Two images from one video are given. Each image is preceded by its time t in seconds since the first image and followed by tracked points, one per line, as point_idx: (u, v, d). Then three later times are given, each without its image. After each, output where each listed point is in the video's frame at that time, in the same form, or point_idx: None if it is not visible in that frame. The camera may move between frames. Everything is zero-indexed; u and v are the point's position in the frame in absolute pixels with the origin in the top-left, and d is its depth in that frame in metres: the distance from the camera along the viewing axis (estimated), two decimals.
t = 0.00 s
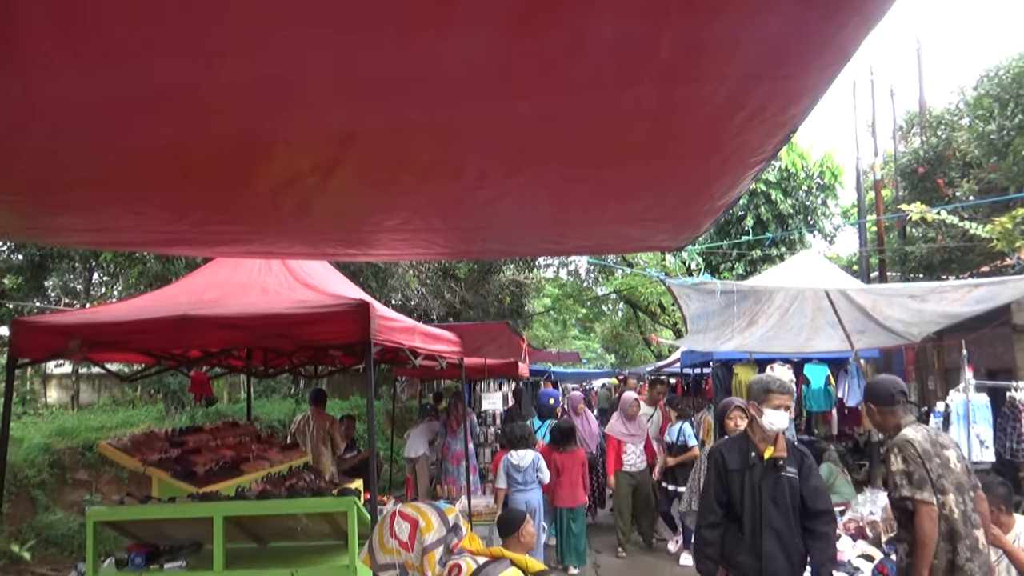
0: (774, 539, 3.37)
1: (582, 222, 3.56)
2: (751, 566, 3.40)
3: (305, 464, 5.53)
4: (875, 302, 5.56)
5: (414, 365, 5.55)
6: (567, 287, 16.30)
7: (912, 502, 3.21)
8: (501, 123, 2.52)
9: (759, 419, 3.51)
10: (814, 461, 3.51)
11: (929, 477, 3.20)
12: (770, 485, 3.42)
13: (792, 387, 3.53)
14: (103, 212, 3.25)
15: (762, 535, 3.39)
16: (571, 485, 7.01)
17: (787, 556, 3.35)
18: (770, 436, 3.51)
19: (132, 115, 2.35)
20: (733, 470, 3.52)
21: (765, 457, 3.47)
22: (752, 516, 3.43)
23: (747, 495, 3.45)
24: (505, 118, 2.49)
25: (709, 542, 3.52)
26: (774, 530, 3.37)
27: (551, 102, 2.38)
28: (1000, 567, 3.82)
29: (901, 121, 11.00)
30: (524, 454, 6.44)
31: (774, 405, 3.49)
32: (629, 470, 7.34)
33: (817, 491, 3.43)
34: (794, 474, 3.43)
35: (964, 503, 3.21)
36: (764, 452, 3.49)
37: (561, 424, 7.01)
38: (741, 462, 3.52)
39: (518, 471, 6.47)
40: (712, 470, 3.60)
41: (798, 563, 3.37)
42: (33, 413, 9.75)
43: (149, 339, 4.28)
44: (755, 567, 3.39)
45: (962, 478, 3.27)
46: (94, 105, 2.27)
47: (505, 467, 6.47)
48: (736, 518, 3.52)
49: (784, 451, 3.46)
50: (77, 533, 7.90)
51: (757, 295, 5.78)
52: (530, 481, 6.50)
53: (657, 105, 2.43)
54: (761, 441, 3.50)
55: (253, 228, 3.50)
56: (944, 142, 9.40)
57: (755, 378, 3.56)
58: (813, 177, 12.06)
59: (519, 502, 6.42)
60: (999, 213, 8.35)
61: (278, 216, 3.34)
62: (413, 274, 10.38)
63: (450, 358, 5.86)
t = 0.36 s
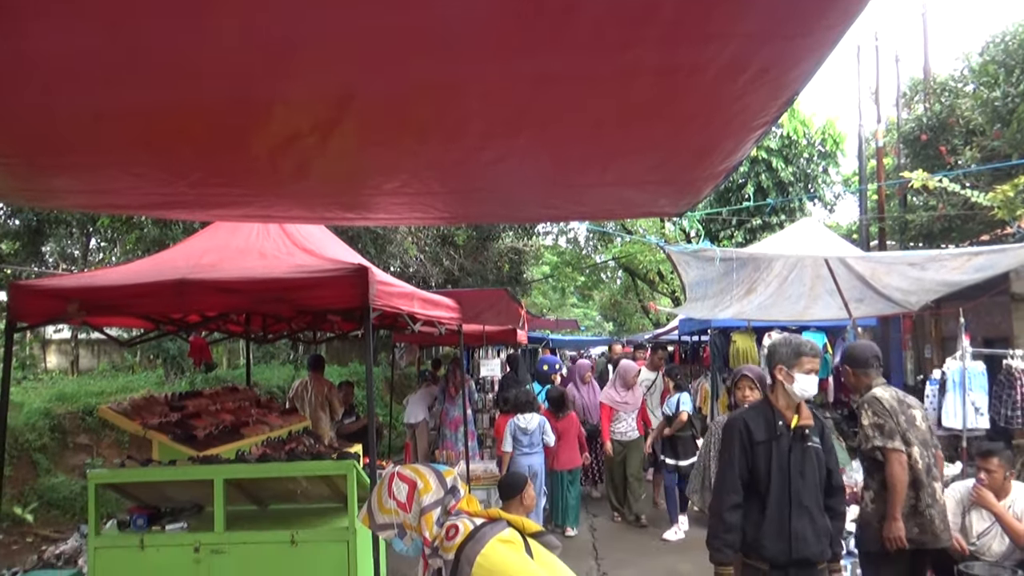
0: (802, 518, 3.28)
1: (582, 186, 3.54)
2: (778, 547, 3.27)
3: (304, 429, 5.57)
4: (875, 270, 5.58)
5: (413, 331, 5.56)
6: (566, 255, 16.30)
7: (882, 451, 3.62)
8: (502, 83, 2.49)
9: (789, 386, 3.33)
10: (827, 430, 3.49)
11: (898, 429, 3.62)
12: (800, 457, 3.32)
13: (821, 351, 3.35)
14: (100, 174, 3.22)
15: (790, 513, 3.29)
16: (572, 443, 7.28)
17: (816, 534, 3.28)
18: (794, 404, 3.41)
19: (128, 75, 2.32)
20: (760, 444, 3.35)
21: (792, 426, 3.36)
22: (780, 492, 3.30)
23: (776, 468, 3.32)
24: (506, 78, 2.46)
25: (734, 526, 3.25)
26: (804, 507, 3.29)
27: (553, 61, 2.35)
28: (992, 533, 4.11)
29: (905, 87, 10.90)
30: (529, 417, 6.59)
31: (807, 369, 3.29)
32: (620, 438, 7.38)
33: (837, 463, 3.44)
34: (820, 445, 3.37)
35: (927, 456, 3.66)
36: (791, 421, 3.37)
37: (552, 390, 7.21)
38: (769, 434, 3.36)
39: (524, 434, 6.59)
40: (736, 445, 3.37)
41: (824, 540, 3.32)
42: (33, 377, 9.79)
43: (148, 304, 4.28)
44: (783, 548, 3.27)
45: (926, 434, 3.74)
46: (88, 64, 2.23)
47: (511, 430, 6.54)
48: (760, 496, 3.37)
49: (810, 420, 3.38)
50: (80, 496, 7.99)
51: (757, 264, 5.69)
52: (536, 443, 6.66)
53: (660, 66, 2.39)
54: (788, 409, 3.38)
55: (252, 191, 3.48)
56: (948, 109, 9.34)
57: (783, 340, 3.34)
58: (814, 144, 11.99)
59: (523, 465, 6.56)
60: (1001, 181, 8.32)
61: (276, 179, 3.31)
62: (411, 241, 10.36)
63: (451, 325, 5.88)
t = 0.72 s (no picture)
0: (866, 517, 2.83)
1: (583, 152, 3.51)
2: (836, 550, 2.85)
3: (304, 396, 5.59)
4: (875, 241, 5.52)
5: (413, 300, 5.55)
6: (566, 225, 16.28)
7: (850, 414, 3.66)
8: (502, 44, 2.45)
9: (849, 367, 2.87)
10: (887, 413, 3.04)
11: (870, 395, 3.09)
12: (859, 448, 2.86)
13: (886, 329, 2.91)
14: (95, 137, 3.19)
15: (849, 510, 2.85)
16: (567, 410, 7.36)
17: (880, 535, 2.83)
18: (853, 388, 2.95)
19: (121, 34, 2.28)
20: (817, 432, 2.90)
21: (852, 412, 2.90)
22: (839, 486, 2.86)
23: (834, 458, 2.87)
24: (506, 39, 2.42)
25: (791, 530, 2.80)
26: (867, 504, 2.83)
27: (554, 21, 2.31)
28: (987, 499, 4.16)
29: (910, 55, 10.78)
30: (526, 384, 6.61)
31: (869, 348, 2.85)
32: (624, 408, 7.26)
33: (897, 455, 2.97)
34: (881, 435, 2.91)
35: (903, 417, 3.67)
36: (850, 407, 2.91)
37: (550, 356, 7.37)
38: (827, 420, 2.90)
39: (521, 402, 6.62)
40: (789, 434, 2.90)
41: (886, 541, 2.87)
42: (34, 345, 9.81)
43: (147, 270, 4.26)
44: (841, 552, 2.84)
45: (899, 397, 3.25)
46: (81, 22, 2.19)
47: (509, 398, 6.56)
48: (816, 492, 2.92)
49: (871, 407, 2.92)
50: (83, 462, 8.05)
51: (758, 233, 5.69)
52: (532, 412, 6.65)
53: (663, 27, 2.35)
54: (846, 392, 2.93)
55: (249, 155, 3.45)
56: (953, 77, 9.25)
57: (845, 316, 2.88)
58: (817, 113, 11.90)
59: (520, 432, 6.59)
60: (1005, 150, 8.28)
61: (274, 142, 3.28)
62: (411, 210, 10.34)
63: (450, 294, 5.87)
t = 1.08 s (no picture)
0: (947, 508, 2.49)
1: (585, 118, 3.49)
2: (914, 542, 2.49)
3: (307, 364, 5.60)
4: (880, 211, 5.47)
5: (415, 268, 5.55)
6: (569, 195, 16.23)
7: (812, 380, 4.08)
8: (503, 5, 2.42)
9: (929, 337, 2.53)
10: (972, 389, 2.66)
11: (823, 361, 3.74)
12: (940, 429, 2.51)
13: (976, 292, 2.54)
14: (93, 101, 3.17)
15: (930, 499, 2.49)
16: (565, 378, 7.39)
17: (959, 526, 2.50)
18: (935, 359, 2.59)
19: None
20: (894, 412, 2.54)
21: (933, 388, 2.54)
22: (918, 474, 2.50)
23: (911, 441, 2.51)
24: None
25: (856, 518, 2.51)
26: (948, 493, 2.49)
27: None
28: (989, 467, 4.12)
29: (919, 23, 10.63)
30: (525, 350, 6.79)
31: (954, 315, 2.50)
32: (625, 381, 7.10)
33: (984, 434, 2.60)
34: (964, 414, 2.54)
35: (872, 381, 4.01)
36: (931, 382, 2.55)
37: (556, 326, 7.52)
38: (905, 397, 2.54)
39: (521, 367, 6.82)
40: (860, 413, 2.55)
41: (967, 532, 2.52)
42: (38, 313, 9.85)
43: (148, 236, 4.26)
44: (920, 545, 2.48)
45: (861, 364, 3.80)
46: None
47: (509, 363, 6.73)
48: (889, 478, 2.57)
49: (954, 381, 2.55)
50: (88, 429, 8.12)
51: (761, 203, 5.57)
52: (532, 377, 6.84)
53: None
54: (925, 363, 2.57)
55: (249, 120, 3.43)
56: (962, 45, 9.14)
57: (926, 277, 2.54)
58: (824, 82, 11.77)
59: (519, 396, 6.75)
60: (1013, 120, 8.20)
61: (273, 107, 3.26)
62: (413, 179, 10.30)
63: (453, 262, 5.86)
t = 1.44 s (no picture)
0: None
1: (590, 82, 3.44)
2: None
3: (312, 333, 5.61)
4: (887, 179, 5.48)
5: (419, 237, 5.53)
6: (573, 165, 16.15)
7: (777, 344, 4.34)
8: None
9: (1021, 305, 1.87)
10: None
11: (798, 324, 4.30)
12: None
13: None
14: (92, 66, 3.13)
15: None
16: (577, 346, 7.51)
17: None
18: None
19: None
20: (989, 399, 1.89)
21: None
22: None
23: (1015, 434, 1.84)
24: None
25: (938, 533, 1.89)
26: None
27: None
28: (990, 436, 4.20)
29: None
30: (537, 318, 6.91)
31: None
32: (621, 350, 6.99)
33: None
34: None
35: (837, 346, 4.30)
36: None
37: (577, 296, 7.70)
38: (1002, 379, 1.88)
39: (532, 333, 6.93)
40: (944, 399, 1.93)
41: None
42: (43, 283, 9.86)
43: (150, 204, 4.24)
44: None
45: (839, 326, 4.34)
46: None
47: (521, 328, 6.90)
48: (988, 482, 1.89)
49: None
50: (96, 398, 8.17)
51: (768, 170, 5.56)
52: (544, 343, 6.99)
53: None
54: None
55: (250, 85, 3.39)
56: (974, 10, 9.00)
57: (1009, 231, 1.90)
58: (832, 49, 11.62)
59: (529, 361, 6.89)
60: None
61: (274, 72, 3.22)
62: (417, 148, 10.24)
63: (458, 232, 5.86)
